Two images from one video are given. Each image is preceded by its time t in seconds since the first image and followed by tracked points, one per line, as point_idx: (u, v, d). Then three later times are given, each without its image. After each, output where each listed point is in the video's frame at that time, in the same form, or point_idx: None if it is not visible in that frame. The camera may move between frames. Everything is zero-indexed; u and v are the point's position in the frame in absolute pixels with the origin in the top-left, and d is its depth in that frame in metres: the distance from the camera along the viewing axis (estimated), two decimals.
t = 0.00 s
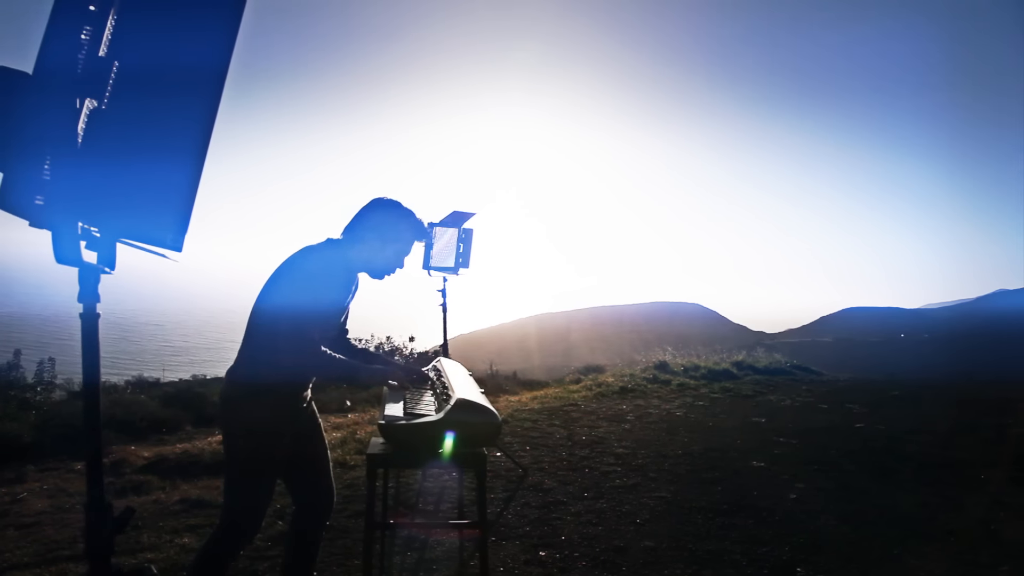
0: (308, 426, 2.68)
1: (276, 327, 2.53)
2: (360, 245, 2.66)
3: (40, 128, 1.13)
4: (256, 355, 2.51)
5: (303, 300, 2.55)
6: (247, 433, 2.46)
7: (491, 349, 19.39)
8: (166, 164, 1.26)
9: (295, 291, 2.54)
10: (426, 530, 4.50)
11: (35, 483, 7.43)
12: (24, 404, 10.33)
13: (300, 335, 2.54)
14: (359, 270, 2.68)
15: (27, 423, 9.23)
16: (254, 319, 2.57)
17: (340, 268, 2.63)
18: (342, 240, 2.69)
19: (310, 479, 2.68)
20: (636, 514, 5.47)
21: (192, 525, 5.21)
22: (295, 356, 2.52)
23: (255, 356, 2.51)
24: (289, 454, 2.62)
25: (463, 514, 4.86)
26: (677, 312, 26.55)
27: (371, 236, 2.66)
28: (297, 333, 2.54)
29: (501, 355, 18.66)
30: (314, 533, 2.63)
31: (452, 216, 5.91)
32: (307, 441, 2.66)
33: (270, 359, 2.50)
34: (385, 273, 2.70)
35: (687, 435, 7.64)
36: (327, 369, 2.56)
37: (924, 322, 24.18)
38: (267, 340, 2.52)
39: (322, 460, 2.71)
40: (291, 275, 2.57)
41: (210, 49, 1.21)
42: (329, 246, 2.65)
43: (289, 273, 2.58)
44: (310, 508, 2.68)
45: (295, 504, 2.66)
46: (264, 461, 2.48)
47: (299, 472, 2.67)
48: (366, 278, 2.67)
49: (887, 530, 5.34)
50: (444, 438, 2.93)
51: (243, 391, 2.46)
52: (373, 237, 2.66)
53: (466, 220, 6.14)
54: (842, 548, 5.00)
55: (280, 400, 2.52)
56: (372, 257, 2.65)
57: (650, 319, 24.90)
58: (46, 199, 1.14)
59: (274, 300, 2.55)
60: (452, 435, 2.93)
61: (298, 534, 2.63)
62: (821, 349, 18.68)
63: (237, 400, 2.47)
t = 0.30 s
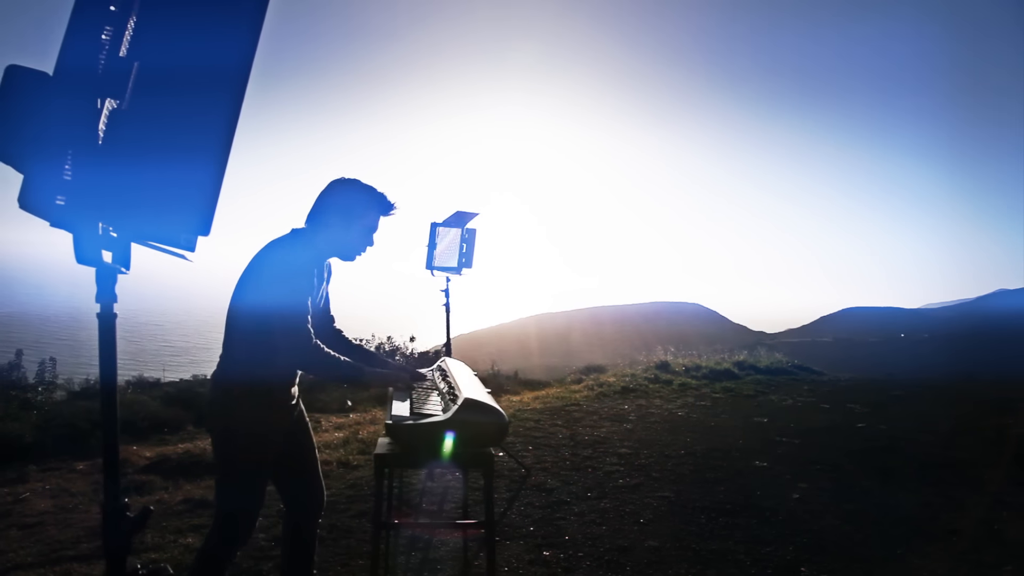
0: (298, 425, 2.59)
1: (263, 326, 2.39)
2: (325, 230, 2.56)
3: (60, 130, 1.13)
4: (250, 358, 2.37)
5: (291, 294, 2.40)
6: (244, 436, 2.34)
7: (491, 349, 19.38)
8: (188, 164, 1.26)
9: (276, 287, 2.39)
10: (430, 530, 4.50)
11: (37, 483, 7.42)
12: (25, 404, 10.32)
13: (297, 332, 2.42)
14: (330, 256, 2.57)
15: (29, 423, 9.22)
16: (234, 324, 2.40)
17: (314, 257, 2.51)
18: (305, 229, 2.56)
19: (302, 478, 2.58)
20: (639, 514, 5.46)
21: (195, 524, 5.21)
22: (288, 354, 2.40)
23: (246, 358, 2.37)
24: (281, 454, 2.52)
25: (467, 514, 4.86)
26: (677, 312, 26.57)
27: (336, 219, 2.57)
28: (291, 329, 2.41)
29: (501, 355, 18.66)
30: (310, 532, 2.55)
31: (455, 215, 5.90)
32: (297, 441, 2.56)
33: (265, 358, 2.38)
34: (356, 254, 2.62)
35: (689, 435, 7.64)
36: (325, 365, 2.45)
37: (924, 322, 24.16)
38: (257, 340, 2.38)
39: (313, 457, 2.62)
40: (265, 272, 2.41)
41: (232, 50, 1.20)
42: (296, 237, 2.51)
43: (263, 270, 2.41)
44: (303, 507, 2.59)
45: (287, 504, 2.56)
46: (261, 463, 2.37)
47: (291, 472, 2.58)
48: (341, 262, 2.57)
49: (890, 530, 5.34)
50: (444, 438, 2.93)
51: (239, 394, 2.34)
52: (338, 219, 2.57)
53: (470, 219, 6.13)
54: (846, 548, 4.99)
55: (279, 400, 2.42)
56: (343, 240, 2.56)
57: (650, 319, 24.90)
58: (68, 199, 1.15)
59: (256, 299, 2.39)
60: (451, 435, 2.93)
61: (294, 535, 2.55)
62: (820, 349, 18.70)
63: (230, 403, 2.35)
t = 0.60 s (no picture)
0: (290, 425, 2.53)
1: (246, 326, 2.35)
2: (287, 227, 2.51)
3: (80, 129, 1.13)
4: (241, 358, 2.33)
5: (262, 293, 2.34)
6: (240, 439, 2.31)
7: (492, 349, 19.38)
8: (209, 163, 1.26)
9: (247, 288, 2.35)
10: (434, 530, 4.50)
11: (39, 483, 7.42)
12: (27, 404, 10.32)
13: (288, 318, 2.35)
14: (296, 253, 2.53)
15: (31, 424, 9.22)
16: (214, 329, 2.35)
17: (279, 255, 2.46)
18: (266, 229, 2.52)
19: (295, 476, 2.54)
20: (643, 514, 5.46)
21: (199, 524, 5.21)
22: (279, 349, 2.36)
23: (239, 357, 2.33)
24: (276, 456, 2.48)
25: (470, 513, 4.86)
26: (678, 312, 26.57)
27: (297, 214, 2.52)
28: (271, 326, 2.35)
29: (502, 355, 18.65)
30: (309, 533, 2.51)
31: (458, 216, 5.89)
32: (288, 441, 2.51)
33: (258, 356, 2.35)
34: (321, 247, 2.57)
35: (691, 435, 7.64)
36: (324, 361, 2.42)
37: (924, 322, 24.14)
38: (249, 339, 2.35)
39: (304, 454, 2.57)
40: (233, 277, 2.37)
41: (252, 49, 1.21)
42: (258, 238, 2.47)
43: (231, 274, 2.38)
44: (300, 504, 2.55)
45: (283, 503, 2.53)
46: (256, 467, 2.32)
47: (288, 472, 2.53)
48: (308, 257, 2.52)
49: (893, 529, 5.33)
50: (444, 438, 2.92)
51: (239, 394, 2.31)
52: (299, 214, 2.53)
53: (473, 220, 6.12)
54: (849, 548, 4.99)
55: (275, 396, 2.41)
56: (306, 234, 2.51)
57: (650, 318, 24.91)
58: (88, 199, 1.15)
59: (230, 302, 2.34)
60: (451, 435, 2.92)
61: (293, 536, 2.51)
62: (821, 349, 18.70)
63: (227, 401, 2.31)
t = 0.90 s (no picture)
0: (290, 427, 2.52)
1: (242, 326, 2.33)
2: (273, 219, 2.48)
3: (98, 129, 1.13)
4: (240, 358, 2.32)
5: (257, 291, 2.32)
6: (242, 442, 2.30)
7: (493, 349, 19.37)
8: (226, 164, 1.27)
9: (240, 287, 2.32)
10: (437, 530, 4.50)
11: (41, 483, 7.42)
12: (28, 404, 10.32)
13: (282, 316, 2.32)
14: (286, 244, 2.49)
15: (32, 424, 9.22)
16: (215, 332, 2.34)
17: (269, 249, 2.43)
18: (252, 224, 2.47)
19: (298, 478, 2.54)
20: (646, 514, 5.47)
21: (203, 525, 5.21)
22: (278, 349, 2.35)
23: (239, 358, 2.32)
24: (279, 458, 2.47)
25: (474, 513, 4.86)
26: (678, 312, 26.56)
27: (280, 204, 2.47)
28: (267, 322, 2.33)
29: (502, 356, 18.64)
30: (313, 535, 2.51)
31: (461, 215, 5.90)
32: (291, 442, 2.51)
33: (258, 356, 2.34)
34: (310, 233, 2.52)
35: (694, 435, 7.64)
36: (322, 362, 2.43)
37: (925, 322, 24.13)
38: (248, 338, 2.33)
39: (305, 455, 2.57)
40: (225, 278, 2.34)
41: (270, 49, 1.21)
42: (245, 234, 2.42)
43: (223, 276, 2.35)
44: (303, 507, 2.55)
45: (286, 505, 2.53)
46: (258, 470, 2.32)
47: (292, 474, 2.53)
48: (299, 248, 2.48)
49: (896, 529, 5.34)
50: (444, 438, 2.92)
51: (241, 396, 2.31)
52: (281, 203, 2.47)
53: (475, 220, 6.13)
54: (853, 548, 4.99)
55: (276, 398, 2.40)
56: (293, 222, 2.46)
57: (650, 319, 24.91)
58: (105, 199, 1.15)
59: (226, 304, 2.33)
60: (451, 435, 2.92)
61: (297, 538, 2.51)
62: (821, 349, 18.72)
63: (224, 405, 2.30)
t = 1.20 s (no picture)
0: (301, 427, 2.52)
1: (257, 325, 2.34)
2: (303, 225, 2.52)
3: (110, 127, 1.13)
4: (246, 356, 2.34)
5: (276, 291, 2.35)
6: (250, 444, 2.30)
7: (493, 349, 19.36)
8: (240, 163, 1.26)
9: (263, 286, 2.35)
10: (440, 530, 4.50)
11: (43, 483, 7.43)
12: (28, 404, 10.31)
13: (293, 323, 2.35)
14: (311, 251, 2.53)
15: (33, 424, 9.22)
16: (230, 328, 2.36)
17: (295, 253, 2.46)
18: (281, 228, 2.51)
19: (307, 478, 2.54)
20: (648, 514, 5.47)
21: (205, 525, 5.22)
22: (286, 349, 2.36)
23: (246, 357, 2.34)
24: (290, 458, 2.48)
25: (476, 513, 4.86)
26: (678, 312, 26.56)
27: (311, 212, 2.53)
28: (281, 321, 2.35)
29: (502, 356, 18.64)
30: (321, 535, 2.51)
31: (461, 216, 5.89)
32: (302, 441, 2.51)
33: (265, 355, 2.34)
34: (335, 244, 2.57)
35: (695, 435, 7.64)
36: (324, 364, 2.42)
37: (925, 322, 24.13)
38: (257, 338, 2.34)
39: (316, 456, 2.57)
40: (246, 274, 2.37)
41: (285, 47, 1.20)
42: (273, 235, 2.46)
43: (246, 274, 2.38)
44: (312, 508, 2.54)
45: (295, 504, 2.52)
46: (263, 471, 2.31)
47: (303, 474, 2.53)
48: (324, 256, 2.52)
49: (898, 529, 5.34)
50: (444, 438, 2.91)
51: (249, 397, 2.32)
52: (312, 210, 2.53)
53: (476, 220, 6.12)
54: (855, 548, 4.99)
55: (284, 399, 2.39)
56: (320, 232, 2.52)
57: (650, 318, 24.91)
58: (117, 200, 1.15)
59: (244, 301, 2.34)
60: (451, 435, 2.91)
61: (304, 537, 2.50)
62: (821, 349, 18.73)
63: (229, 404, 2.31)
